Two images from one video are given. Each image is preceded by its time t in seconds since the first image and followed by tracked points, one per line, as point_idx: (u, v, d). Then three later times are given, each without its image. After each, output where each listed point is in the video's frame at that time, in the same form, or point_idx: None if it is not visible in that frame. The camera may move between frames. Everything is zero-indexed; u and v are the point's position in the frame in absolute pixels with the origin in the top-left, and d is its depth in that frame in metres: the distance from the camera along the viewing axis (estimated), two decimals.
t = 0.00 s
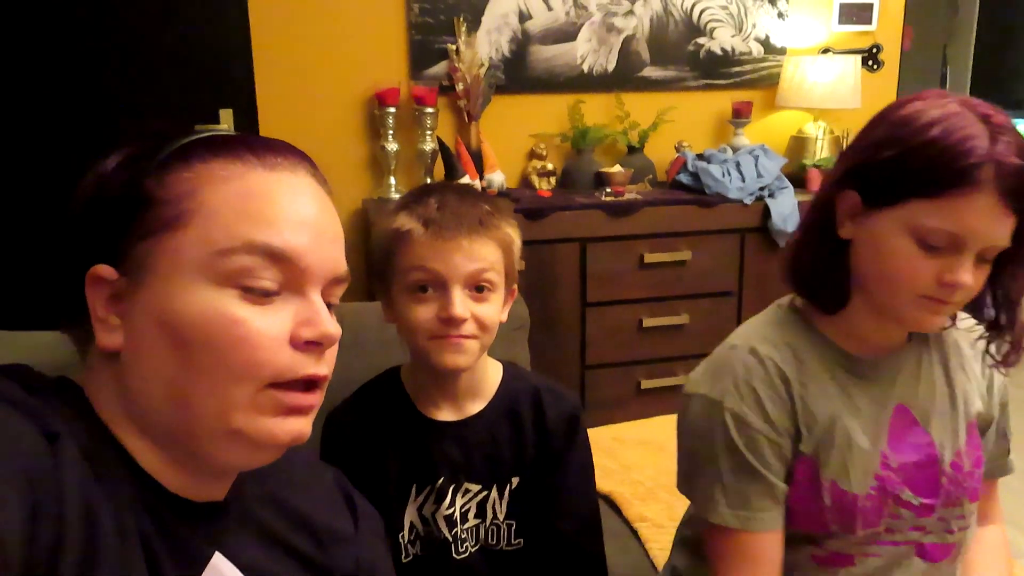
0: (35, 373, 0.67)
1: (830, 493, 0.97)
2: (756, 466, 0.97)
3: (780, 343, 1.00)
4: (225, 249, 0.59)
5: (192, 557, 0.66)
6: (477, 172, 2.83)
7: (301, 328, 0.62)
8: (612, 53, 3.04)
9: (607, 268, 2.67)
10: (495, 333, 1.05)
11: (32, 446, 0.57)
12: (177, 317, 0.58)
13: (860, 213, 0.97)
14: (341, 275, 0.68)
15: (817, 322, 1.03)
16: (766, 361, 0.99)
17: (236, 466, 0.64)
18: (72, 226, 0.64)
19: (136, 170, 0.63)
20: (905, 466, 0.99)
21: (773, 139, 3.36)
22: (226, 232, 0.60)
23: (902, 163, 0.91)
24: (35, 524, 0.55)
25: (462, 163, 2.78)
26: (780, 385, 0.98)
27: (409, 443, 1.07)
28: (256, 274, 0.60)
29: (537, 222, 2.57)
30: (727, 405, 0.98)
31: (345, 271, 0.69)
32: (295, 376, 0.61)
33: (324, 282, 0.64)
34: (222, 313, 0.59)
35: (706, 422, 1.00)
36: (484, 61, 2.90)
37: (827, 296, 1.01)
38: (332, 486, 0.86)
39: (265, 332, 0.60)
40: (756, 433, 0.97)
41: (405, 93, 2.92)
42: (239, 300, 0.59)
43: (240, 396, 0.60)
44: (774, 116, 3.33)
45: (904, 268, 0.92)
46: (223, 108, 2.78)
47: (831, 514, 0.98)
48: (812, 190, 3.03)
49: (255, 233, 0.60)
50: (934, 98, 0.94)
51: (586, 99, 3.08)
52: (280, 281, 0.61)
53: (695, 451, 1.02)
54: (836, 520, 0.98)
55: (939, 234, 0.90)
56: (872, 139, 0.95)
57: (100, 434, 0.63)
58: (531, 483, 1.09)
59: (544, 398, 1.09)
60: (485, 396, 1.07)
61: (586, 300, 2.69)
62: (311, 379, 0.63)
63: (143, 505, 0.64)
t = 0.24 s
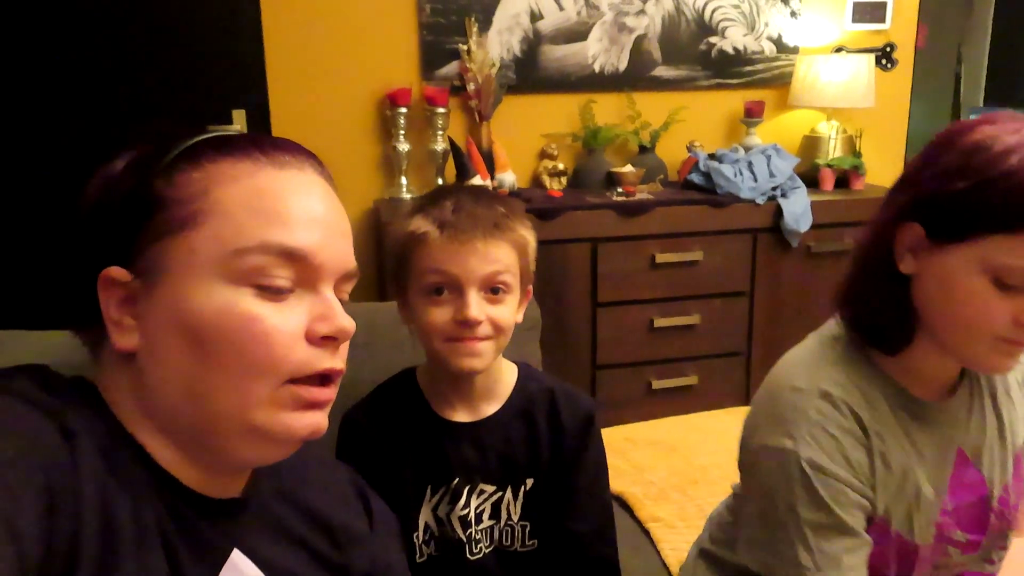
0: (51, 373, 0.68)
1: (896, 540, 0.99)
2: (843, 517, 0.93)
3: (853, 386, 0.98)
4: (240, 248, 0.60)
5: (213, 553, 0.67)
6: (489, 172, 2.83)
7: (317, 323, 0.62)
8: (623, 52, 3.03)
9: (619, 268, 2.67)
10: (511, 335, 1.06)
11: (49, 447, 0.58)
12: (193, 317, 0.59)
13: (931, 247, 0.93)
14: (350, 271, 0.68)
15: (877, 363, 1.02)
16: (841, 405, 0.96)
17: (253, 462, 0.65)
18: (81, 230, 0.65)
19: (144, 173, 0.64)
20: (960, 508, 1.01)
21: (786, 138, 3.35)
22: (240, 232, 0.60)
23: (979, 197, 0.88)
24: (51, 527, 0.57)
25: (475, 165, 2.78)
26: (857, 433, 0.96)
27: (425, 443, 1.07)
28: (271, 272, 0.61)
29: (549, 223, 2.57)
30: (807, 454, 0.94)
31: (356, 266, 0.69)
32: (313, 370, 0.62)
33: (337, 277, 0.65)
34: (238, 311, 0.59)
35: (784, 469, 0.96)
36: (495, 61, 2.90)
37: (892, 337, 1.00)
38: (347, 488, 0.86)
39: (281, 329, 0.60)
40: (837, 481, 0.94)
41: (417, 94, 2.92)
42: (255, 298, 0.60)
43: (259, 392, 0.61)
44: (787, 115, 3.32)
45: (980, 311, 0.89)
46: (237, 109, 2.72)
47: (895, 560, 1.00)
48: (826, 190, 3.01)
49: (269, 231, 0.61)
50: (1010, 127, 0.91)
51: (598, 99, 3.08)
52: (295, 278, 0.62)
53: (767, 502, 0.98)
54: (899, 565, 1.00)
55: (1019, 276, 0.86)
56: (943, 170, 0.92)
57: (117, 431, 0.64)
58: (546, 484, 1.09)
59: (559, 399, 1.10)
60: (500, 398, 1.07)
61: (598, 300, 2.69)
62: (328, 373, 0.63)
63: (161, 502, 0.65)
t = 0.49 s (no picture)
0: (56, 366, 0.68)
1: (928, 559, 0.99)
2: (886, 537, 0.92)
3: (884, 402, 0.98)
4: (243, 236, 0.61)
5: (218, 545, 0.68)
6: (497, 171, 2.83)
7: (319, 313, 0.63)
8: (632, 50, 3.03)
9: (629, 265, 2.67)
10: (523, 333, 1.06)
11: (52, 439, 0.58)
12: (198, 306, 0.59)
13: (969, 256, 0.92)
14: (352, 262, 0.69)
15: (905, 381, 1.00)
16: (877, 421, 0.96)
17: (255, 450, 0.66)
18: (84, 221, 0.65)
19: (149, 161, 0.64)
20: (989, 524, 1.02)
21: (796, 135, 3.34)
22: (245, 220, 0.61)
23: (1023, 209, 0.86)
24: (53, 517, 0.57)
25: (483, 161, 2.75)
26: (891, 449, 0.95)
27: (437, 439, 1.07)
28: (275, 260, 0.61)
29: (558, 220, 2.57)
30: (845, 470, 0.93)
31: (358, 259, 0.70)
32: (315, 360, 0.63)
33: (339, 268, 0.66)
34: (242, 298, 0.60)
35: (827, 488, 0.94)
36: (504, 59, 2.90)
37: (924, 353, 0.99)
38: (353, 479, 0.88)
39: (284, 318, 0.61)
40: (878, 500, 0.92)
41: (426, 93, 2.93)
42: (258, 286, 0.61)
43: (261, 380, 0.61)
44: (797, 112, 3.31)
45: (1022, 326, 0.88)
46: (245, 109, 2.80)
47: None
48: (837, 187, 3.00)
49: (273, 220, 0.61)
50: None
51: (607, 97, 3.08)
52: (298, 268, 0.63)
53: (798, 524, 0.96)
54: None
55: None
56: (982, 179, 0.91)
57: (121, 424, 0.64)
58: (558, 481, 1.09)
59: (571, 396, 1.10)
60: (513, 394, 1.07)
61: (607, 298, 2.69)
62: (330, 363, 0.64)
63: (165, 493, 0.65)
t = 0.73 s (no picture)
0: (63, 365, 0.69)
1: (899, 534, 0.98)
2: (810, 497, 0.99)
3: (853, 374, 0.99)
4: (264, 243, 0.61)
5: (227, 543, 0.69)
6: (511, 171, 2.83)
7: (333, 322, 0.64)
8: (645, 49, 3.02)
9: (642, 265, 2.66)
10: (540, 334, 1.06)
11: (60, 438, 0.59)
12: (214, 307, 0.60)
13: (954, 231, 0.92)
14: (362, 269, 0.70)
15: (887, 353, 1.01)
16: (838, 390, 0.98)
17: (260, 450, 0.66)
18: (95, 212, 0.65)
19: (167, 157, 0.64)
20: (977, 504, 0.99)
21: (812, 134, 3.32)
22: (265, 226, 0.61)
23: (1005, 180, 0.86)
24: (61, 518, 0.58)
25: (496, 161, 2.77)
26: (849, 420, 0.98)
27: (453, 438, 1.07)
28: (293, 268, 0.62)
29: (571, 220, 2.56)
30: (790, 433, 0.98)
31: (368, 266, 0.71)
32: (326, 368, 0.64)
33: (352, 277, 0.66)
34: (260, 305, 0.60)
35: (767, 444, 1.00)
36: (517, 59, 2.90)
37: (909, 326, 0.99)
38: (362, 477, 0.88)
39: (299, 325, 0.62)
40: (811, 462, 0.98)
41: (439, 93, 2.93)
42: (275, 292, 0.61)
43: (273, 386, 0.62)
44: (812, 111, 3.29)
45: (1001, 292, 0.87)
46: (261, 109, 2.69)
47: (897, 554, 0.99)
48: (852, 186, 2.98)
49: (293, 228, 0.62)
50: None
51: (621, 96, 3.07)
52: (315, 276, 0.63)
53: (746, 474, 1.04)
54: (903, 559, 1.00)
55: None
56: (968, 158, 0.92)
57: (128, 424, 0.65)
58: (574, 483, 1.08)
59: (588, 398, 1.09)
60: (528, 395, 1.07)
61: (621, 298, 2.68)
62: (339, 371, 0.65)
63: (169, 488, 0.66)
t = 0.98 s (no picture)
0: (74, 362, 0.69)
1: (861, 476, 0.97)
2: (772, 440, 0.99)
3: (818, 327, 1.02)
4: (255, 235, 0.60)
5: (236, 540, 0.69)
6: (520, 169, 2.82)
7: (326, 315, 0.62)
8: (656, 47, 3.01)
9: (652, 264, 2.65)
10: (553, 334, 1.05)
11: (73, 436, 0.59)
12: (205, 300, 0.59)
13: (904, 193, 0.97)
14: (366, 263, 0.68)
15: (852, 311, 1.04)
16: (802, 339, 1.00)
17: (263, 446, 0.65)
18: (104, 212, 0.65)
19: (172, 155, 0.64)
20: (944, 451, 0.98)
21: (822, 132, 3.30)
22: (256, 218, 0.60)
23: (942, 145, 0.91)
24: (75, 516, 0.58)
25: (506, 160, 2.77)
26: (809, 364, 1.00)
27: (465, 438, 1.07)
28: (283, 259, 0.60)
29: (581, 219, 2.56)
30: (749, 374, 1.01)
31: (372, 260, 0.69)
32: (319, 363, 0.62)
33: (350, 270, 0.65)
34: (250, 298, 0.59)
35: (733, 390, 1.03)
36: (527, 58, 2.90)
37: (869, 280, 1.02)
38: (373, 474, 0.88)
39: (291, 318, 0.60)
40: (773, 404, 0.99)
41: (449, 92, 2.93)
42: (266, 285, 0.60)
43: (264, 381, 0.60)
44: (823, 108, 3.27)
45: (943, 245, 0.91)
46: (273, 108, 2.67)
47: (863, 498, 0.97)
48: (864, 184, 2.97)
49: (284, 218, 0.61)
50: (998, 85, 0.94)
51: (631, 94, 3.06)
52: (308, 268, 0.62)
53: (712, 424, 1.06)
54: (870, 504, 0.97)
55: (975, 211, 0.89)
56: (921, 123, 0.96)
57: (140, 424, 0.66)
58: (586, 484, 1.08)
59: (602, 400, 1.09)
60: (541, 396, 1.07)
61: (630, 297, 2.67)
62: (334, 366, 0.63)
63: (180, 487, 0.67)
